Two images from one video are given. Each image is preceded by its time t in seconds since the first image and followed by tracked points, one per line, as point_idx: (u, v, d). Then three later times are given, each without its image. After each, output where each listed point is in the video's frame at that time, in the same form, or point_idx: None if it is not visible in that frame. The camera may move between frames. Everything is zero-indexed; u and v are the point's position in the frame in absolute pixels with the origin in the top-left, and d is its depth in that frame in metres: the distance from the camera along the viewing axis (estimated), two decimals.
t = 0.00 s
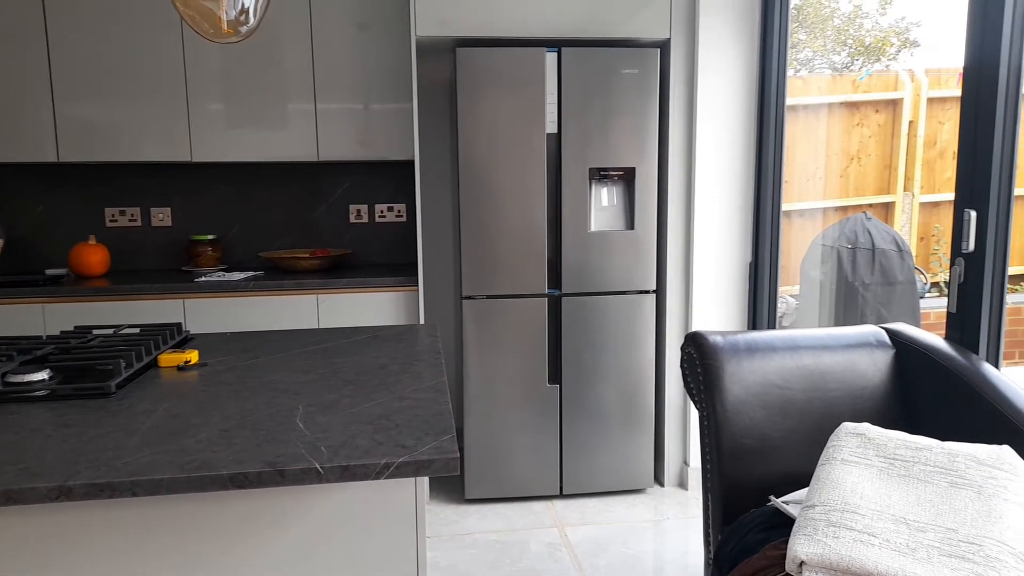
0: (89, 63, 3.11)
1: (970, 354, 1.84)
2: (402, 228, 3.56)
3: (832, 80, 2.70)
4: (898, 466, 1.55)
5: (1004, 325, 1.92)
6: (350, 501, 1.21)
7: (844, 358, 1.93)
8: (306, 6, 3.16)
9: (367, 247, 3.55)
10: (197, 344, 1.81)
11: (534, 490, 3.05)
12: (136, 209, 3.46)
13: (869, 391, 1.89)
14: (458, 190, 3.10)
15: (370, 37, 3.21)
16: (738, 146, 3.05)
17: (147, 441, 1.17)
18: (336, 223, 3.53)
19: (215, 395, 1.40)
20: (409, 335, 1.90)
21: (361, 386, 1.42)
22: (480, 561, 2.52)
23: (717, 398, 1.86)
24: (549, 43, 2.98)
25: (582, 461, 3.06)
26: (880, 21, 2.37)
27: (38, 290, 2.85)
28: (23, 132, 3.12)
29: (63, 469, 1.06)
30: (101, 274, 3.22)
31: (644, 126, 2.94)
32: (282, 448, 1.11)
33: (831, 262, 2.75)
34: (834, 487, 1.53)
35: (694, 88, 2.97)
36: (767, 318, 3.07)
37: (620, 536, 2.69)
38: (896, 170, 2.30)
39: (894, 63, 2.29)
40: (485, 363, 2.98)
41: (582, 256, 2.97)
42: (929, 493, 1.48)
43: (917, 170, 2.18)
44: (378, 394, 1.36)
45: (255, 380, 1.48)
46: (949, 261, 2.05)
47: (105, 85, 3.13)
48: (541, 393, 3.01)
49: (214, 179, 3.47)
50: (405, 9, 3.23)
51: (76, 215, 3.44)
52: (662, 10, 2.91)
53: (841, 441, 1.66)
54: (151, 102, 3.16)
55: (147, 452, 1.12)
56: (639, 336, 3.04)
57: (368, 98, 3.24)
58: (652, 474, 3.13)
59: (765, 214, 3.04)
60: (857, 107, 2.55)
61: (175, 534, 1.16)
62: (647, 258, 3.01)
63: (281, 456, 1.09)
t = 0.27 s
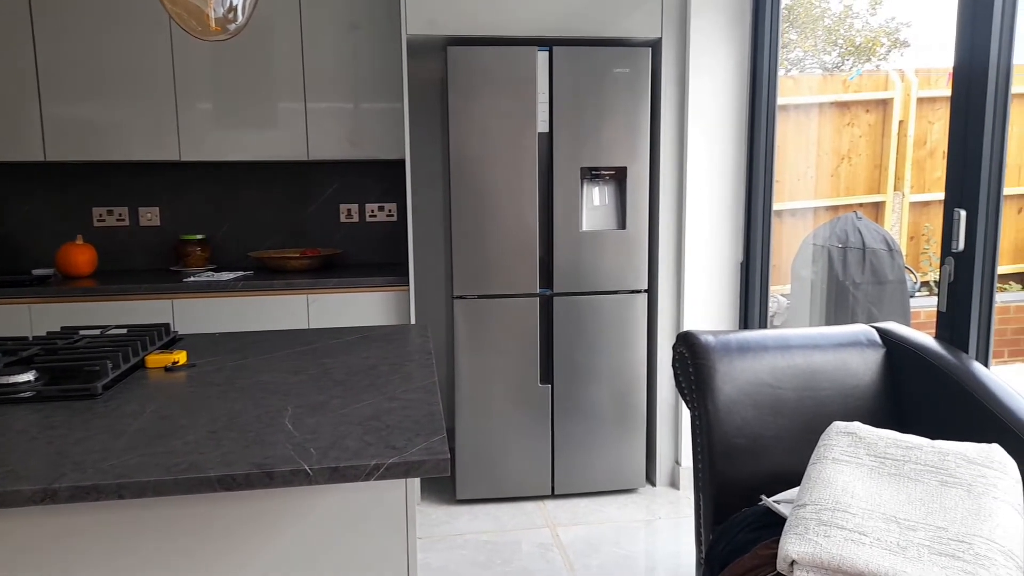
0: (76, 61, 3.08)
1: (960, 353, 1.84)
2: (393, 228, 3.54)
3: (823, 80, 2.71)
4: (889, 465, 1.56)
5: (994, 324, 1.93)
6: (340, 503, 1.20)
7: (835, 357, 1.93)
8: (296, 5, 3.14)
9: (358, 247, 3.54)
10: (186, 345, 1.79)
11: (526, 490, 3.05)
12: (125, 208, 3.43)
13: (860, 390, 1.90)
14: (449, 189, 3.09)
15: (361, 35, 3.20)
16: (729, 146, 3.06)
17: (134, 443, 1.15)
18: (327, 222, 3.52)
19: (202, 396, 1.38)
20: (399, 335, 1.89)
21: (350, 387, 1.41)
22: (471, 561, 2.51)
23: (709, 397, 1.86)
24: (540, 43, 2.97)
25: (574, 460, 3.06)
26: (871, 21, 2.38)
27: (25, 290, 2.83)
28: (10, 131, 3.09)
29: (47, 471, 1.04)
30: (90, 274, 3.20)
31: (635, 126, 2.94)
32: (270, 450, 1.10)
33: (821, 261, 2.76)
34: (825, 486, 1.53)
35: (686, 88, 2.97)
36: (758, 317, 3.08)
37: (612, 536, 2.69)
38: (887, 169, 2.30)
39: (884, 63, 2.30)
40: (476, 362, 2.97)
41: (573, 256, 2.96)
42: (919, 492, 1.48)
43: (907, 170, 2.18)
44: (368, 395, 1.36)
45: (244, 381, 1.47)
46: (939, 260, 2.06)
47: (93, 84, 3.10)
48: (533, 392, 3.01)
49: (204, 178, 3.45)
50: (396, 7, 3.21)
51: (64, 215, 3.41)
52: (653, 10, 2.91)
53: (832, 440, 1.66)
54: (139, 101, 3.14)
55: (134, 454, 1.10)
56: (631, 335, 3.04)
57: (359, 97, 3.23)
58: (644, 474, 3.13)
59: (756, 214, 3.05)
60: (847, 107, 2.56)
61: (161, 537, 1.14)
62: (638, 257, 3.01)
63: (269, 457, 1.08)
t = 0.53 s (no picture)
0: (63, 59, 3.05)
1: (946, 350, 1.86)
2: (383, 226, 3.53)
3: (811, 79, 2.72)
4: (876, 462, 1.57)
5: (980, 322, 1.95)
6: (329, 502, 1.20)
7: (823, 354, 1.94)
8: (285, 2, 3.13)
9: (348, 246, 3.53)
10: (174, 344, 1.78)
11: (516, 488, 3.05)
12: (112, 206, 3.41)
13: (848, 387, 1.91)
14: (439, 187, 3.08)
15: (351, 34, 3.19)
16: (718, 144, 3.07)
17: (122, 443, 1.15)
18: (316, 221, 3.50)
19: (191, 396, 1.38)
20: (390, 333, 1.88)
21: (340, 386, 1.41)
22: (462, 559, 2.51)
23: (698, 395, 1.87)
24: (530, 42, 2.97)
25: (565, 458, 3.07)
26: (858, 21, 2.39)
27: (12, 289, 2.80)
28: None
29: (34, 472, 1.03)
30: (77, 273, 3.17)
31: (626, 125, 2.95)
32: (259, 450, 1.10)
33: (809, 259, 2.78)
34: (813, 483, 1.55)
35: (675, 87, 2.98)
36: (748, 315, 3.09)
37: (602, 534, 2.70)
38: (874, 168, 2.32)
39: (872, 63, 2.32)
40: (467, 361, 2.97)
41: (563, 254, 2.97)
42: (907, 489, 1.49)
43: (895, 169, 2.20)
44: (358, 394, 1.35)
45: (233, 381, 1.46)
46: (926, 258, 2.08)
47: (80, 81, 3.08)
48: (524, 391, 3.01)
49: (192, 176, 3.43)
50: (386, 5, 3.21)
51: (51, 213, 3.39)
52: (643, 9, 2.91)
53: (821, 437, 1.67)
54: (127, 99, 3.11)
55: (122, 454, 1.10)
56: (621, 333, 3.05)
57: (348, 95, 3.21)
58: (634, 471, 3.14)
59: (745, 212, 3.07)
60: (835, 106, 2.57)
61: (150, 537, 1.14)
62: (628, 256, 3.02)
63: (258, 457, 1.07)
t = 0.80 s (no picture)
0: (46, 56, 3.02)
1: (930, 347, 1.88)
2: (371, 225, 3.53)
3: (797, 79, 2.74)
4: (862, 458, 1.58)
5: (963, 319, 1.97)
6: (317, 501, 1.20)
7: (809, 351, 1.96)
8: None
9: (336, 244, 3.51)
10: (160, 343, 1.77)
11: (505, 485, 3.05)
12: (97, 205, 3.38)
13: (834, 384, 1.93)
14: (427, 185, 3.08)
15: (338, 32, 3.17)
16: (705, 143, 3.08)
17: (106, 443, 1.14)
18: (304, 219, 3.49)
19: (177, 395, 1.37)
20: (378, 332, 1.88)
21: (327, 385, 1.40)
22: (451, 557, 2.51)
23: (686, 392, 1.88)
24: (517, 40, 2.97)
25: (554, 456, 3.07)
26: (843, 21, 2.41)
27: None
28: None
29: (16, 473, 1.02)
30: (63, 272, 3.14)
31: (613, 123, 2.96)
32: (245, 449, 1.09)
33: (796, 257, 2.80)
34: (800, 479, 1.56)
35: (662, 86, 2.99)
36: (735, 312, 3.11)
37: (591, 530, 2.71)
38: (860, 167, 2.34)
39: (857, 63, 2.34)
40: (455, 359, 2.97)
41: (552, 252, 2.97)
42: (892, 484, 1.51)
43: (880, 167, 2.22)
44: (346, 393, 1.35)
45: (220, 380, 1.45)
46: (910, 256, 2.10)
47: (63, 79, 3.04)
48: (512, 388, 3.02)
49: (178, 175, 3.40)
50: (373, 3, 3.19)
51: (34, 212, 3.35)
52: (630, 8, 2.92)
53: (807, 433, 1.69)
54: (112, 97, 3.09)
55: (106, 454, 1.09)
56: (609, 331, 3.06)
57: (336, 93, 3.20)
58: (623, 468, 3.16)
59: (732, 211, 3.09)
60: (821, 105, 2.59)
61: (135, 537, 1.13)
62: (616, 253, 3.03)
63: (244, 457, 1.07)
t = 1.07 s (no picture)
0: (31, 50, 2.98)
1: (922, 346, 1.87)
2: (361, 222, 3.50)
3: (790, 76, 2.73)
4: (854, 457, 1.57)
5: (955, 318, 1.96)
6: (303, 503, 1.17)
7: (801, 350, 1.94)
8: None
9: (326, 242, 3.49)
10: (145, 343, 1.75)
11: (497, 485, 3.04)
12: (83, 202, 3.34)
13: (826, 383, 1.92)
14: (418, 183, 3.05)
15: (328, 27, 3.15)
16: (697, 141, 3.07)
17: (87, 444, 1.11)
18: (294, 216, 3.46)
19: (161, 395, 1.35)
20: (367, 331, 1.86)
21: (314, 385, 1.38)
22: (441, 558, 2.50)
23: (677, 391, 1.86)
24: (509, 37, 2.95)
25: (545, 456, 3.06)
26: (836, 18, 2.40)
27: None
28: None
29: None
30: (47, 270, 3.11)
31: (606, 121, 2.94)
32: (229, 451, 1.07)
33: (789, 255, 2.79)
34: (791, 479, 1.55)
35: (655, 83, 2.98)
36: (727, 311, 3.10)
37: (582, 531, 2.69)
38: (852, 165, 2.34)
39: (850, 61, 2.33)
40: (446, 358, 2.95)
41: (544, 250, 2.95)
42: (883, 484, 1.50)
43: (873, 166, 2.21)
44: (333, 393, 1.32)
45: (204, 380, 1.43)
46: (902, 254, 2.09)
47: (49, 74, 3.01)
48: (504, 387, 3.00)
49: (166, 171, 3.37)
50: None
51: (20, 209, 3.31)
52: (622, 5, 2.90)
53: (799, 433, 1.68)
54: (99, 93, 3.05)
55: (87, 456, 1.07)
56: (601, 329, 3.04)
57: (326, 90, 3.17)
58: (614, 468, 3.14)
59: (724, 209, 3.07)
60: (814, 103, 2.58)
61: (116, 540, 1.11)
62: (608, 252, 3.01)
63: (227, 458, 1.05)
